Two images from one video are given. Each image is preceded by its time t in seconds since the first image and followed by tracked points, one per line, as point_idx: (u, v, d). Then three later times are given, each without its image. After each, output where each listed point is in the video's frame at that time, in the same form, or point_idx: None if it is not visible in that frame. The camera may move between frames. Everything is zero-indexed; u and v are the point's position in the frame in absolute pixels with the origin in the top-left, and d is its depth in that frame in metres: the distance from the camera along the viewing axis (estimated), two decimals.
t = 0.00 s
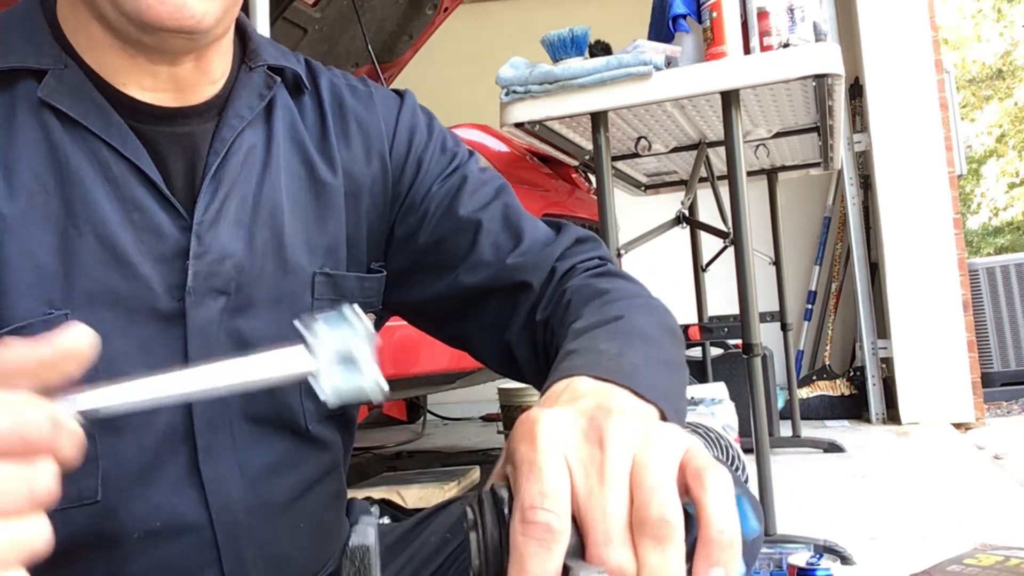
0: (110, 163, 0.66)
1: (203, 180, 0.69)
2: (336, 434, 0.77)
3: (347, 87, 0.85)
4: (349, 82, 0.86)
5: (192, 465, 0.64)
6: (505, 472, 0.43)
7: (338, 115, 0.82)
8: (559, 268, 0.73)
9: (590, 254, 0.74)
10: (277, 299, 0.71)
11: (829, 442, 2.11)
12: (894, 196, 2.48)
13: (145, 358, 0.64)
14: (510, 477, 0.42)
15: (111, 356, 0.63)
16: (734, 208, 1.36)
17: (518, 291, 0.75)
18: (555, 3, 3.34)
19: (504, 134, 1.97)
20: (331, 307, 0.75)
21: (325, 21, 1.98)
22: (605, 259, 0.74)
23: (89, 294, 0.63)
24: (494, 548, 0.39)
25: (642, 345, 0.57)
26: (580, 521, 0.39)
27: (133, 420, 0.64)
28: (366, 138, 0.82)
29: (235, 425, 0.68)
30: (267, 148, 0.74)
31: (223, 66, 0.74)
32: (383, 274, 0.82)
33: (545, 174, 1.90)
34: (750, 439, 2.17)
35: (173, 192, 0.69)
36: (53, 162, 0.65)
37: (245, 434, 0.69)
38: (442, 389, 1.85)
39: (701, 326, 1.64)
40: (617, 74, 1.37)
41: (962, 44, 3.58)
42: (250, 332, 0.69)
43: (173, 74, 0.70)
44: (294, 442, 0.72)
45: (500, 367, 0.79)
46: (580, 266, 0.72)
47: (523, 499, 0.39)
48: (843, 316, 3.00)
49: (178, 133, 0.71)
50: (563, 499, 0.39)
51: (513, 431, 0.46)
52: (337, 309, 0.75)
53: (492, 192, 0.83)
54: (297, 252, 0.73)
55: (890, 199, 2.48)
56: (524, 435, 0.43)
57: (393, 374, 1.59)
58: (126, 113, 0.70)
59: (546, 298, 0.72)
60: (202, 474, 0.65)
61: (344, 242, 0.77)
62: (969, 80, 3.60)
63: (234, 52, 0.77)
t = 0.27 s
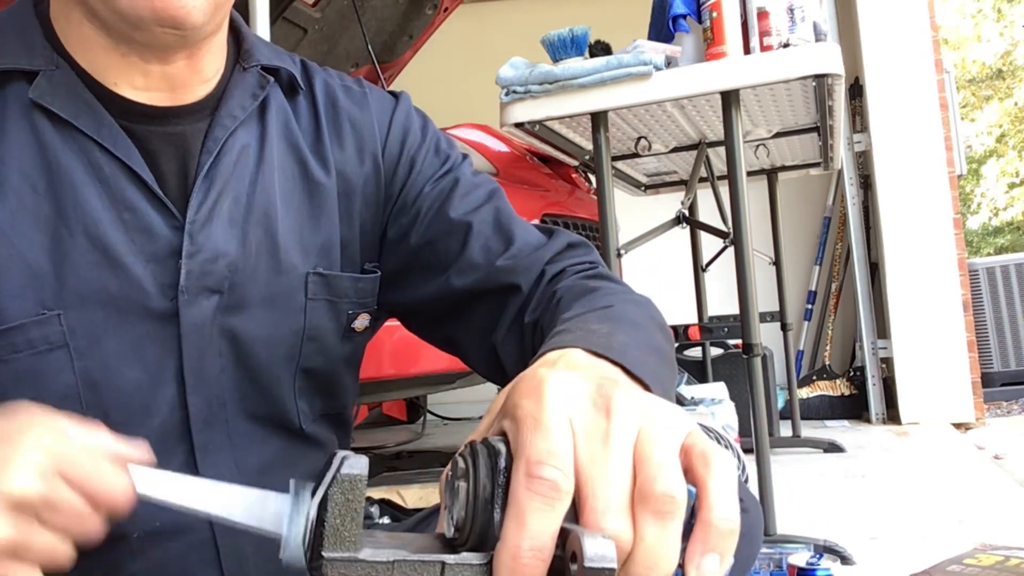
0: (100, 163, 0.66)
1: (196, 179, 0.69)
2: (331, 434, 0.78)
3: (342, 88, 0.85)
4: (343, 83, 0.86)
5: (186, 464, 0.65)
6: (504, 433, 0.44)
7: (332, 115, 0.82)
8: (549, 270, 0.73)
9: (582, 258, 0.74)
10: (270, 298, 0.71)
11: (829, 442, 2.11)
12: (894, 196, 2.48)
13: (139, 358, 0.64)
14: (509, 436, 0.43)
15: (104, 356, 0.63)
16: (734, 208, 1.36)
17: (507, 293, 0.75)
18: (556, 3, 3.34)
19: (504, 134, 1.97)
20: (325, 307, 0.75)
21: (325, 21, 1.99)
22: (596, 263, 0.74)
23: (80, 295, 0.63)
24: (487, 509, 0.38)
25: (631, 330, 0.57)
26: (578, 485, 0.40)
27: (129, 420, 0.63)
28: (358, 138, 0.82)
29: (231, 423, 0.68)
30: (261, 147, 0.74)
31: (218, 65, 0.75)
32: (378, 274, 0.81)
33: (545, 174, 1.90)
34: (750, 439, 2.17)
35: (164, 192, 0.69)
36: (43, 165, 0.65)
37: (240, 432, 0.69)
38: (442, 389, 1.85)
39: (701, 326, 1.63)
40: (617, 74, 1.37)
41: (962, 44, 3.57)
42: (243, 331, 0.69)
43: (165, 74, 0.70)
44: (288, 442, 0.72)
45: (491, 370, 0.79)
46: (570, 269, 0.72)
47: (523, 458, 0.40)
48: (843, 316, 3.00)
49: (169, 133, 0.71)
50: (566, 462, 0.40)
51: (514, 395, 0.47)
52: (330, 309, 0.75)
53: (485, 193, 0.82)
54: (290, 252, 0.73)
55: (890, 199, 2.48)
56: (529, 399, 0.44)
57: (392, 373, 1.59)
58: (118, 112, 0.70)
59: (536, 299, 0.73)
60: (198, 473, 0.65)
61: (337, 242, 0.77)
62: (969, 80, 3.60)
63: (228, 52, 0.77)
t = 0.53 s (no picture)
0: (96, 164, 0.66)
1: (191, 180, 0.69)
2: (327, 431, 0.78)
3: (338, 89, 0.85)
4: (340, 83, 0.86)
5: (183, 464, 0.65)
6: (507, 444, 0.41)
7: (328, 117, 0.82)
8: (540, 276, 0.72)
9: (574, 266, 0.74)
10: (266, 298, 0.72)
11: (829, 442, 2.11)
12: (894, 196, 2.48)
13: (137, 359, 0.64)
14: (517, 448, 0.41)
15: (101, 357, 0.63)
16: (734, 208, 1.36)
17: (497, 298, 0.75)
18: (556, 3, 3.34)
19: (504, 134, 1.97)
20: (321, 307, 0.75)
21: (325, 21, 1.99)
22: (588, 270, 0.73)
23: (77, 296, 0.63)
24: (494, 525, 0.34)
25: (613, 341, 0.56)
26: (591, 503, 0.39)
27: (126, 422, 0.63)
28: (353, 139, 0.82)
29: (228, 422, 0.68)
30: (257, 148, 0.74)
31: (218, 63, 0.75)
32: (374, 274, 0.81)
33: (545, 174, 1.90)
34: (750, 439, 2.17)
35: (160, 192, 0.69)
36: (38, 167, 0.65)
37: (237, 432, 0.69)
38: (442, 389, 1.85)
39: (701, 326, 1.63)
40: (617, 74, 1.37)
41: (962, 44, 3.58)
42: (240, 331, 0.69)
43: (160, 74, 0.70)
44: (286, 442, 0.73)
45: (484, 373, 0.79)
46: (561, 276, 0.72)
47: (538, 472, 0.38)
48: (843, 316, 3.00)
49: (166, 134, 0.71)
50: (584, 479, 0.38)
51: (513, 406, 0.45)
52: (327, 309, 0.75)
53: (480, 197, 0.82)
54: (286, 252, 0.73)
55: (890, 199, 2.48)
56: (536, 412, 0.42)
57: (393, 373, 1.58)
58: (115, 114, 0.70)
59: (527, 304, 0.73)
60: (197, 472, 0.65)
61: (334, 242, 0.77)
62: (969, 80, 3.60)
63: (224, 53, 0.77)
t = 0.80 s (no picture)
0: (95, 159, 0.66)
1: (189, 176, 0.69)
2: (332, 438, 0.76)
3: (331, 87, 0.85)
4: (334, 83, 0.86)
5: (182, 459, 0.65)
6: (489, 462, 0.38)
7: (321, 116, 0.82)
8: (515, 287, 0.73)
9: (551, 280, 0.74)
10: (264, 293, 0.72)
11: (829, 442, 2.11)
12: (895, 196, 2.48)
13: (136, 353, 0.64)
14: (501, 466, 0.37)
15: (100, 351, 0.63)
16: (734, 208, 1.36)
17: (469, 304, 0.75)
18: (556, 3, 3.34)
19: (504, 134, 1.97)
20: (319, 302, 0.75)
21: (326, 21, 1.99)
22: (565, 285, 0.74)
23: (77, 289, 0.63)
24: (492, 550, 0.31)
25: (575, 347, 0.57)
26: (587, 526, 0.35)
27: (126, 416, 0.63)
28: (345, 138, 0.82)
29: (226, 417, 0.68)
30: (253, 145, 0.74)
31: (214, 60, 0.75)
32: (367, 268, 0.81)
33: (545, 174, 1.90)
34: (750, 439, 2.17)
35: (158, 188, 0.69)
36: (39, 160, 0.65)
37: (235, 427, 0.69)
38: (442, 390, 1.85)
39: (700, 326, 1.63)
40: (617, 74, 1.37)
41: (962, 44, 3.58)
42: (238, 326, 0.69)
43: (155, 75, 0.69)
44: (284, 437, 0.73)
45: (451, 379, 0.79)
46: (536, 287, 0.72)
47: (528, 490, 0.35)
48: (843, 316, 3.00)
49: (162, 130, 0.70)
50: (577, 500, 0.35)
51: (492, 423, 0.41)
52: (323, 304, 0.75)
53: (466, 202, 0.82)
54: (283, 248, 0.73)
55: (890, 199, 2.49)
56: (520, 427, 0.39)
57: (393, 373, 1.59)
58: (112, 111, 0.69)
59: (499, 312, 0.73)
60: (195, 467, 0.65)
61: (329, 238, 0.78)
62: (969, 80, 3.60)
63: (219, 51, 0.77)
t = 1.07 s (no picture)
0: (96, 160, 0.65)
1: (186, 177, 0.68)
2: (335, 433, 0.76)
3: (323, 82, 0.84)
4: (325, 76, 0.85)
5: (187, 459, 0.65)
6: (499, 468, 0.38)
7: (313, 111, 0.81)
8: (499, 274, 0.71)
9: (539, 266, 0.73)
10: (266, 291, 0.72)
11: (829, 442, 2.11)
12: (894, 196, 2.48)
13: (140, 354, 0.64)
14: (513, 471, 0.37)
15: (105, 351, 0.63)
16: (735, 208, 1.36)
17: (454, 293, 0.74)
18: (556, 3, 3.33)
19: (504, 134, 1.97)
20: (320, 297, 0.75)
21: (326, 21, 1.99)
22: (553, 273, 0.72)
23: (81, 289, 0.63)
24: (523, 565, 0.32)
25: (568, 331, 0.57)
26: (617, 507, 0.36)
27: (130, 417, 0.63)
28: (338, 132, 0.81)
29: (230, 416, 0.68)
30: (249, 142, 0.74)
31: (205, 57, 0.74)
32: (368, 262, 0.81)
33: (545, 175, 1.90)
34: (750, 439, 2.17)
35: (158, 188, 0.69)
36: (40, 160, 0.65)
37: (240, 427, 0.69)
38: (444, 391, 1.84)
39: (701, 326, 1.63)
40: (617, 74, 1.37)
41: (962, 44, 3.58)
42: (241, 325, 0.69)
43: (148, 76, 0.69)
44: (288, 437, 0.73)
45: (437, 372, 0.77)
46: (523, 274, 0.70)
47: (544, 487, 0.35)
48: (843, 316, 3.00)
49: (160, 130, 0.70)
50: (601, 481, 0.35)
51: (492, 422, 0.41)
52: (325, 300, 0.75)
53: (454, 190, 0.80)
54: (281, 245, 0.73)
55: (889, 199, 2.49)
56: (516, 427, 0.39)
57: (393, 373, 1.59)
58: (108, 111, 0.69)
59: (484, 300, 0.71)
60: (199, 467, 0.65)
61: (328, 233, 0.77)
62: (969, 80, 3.59)
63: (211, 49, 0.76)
